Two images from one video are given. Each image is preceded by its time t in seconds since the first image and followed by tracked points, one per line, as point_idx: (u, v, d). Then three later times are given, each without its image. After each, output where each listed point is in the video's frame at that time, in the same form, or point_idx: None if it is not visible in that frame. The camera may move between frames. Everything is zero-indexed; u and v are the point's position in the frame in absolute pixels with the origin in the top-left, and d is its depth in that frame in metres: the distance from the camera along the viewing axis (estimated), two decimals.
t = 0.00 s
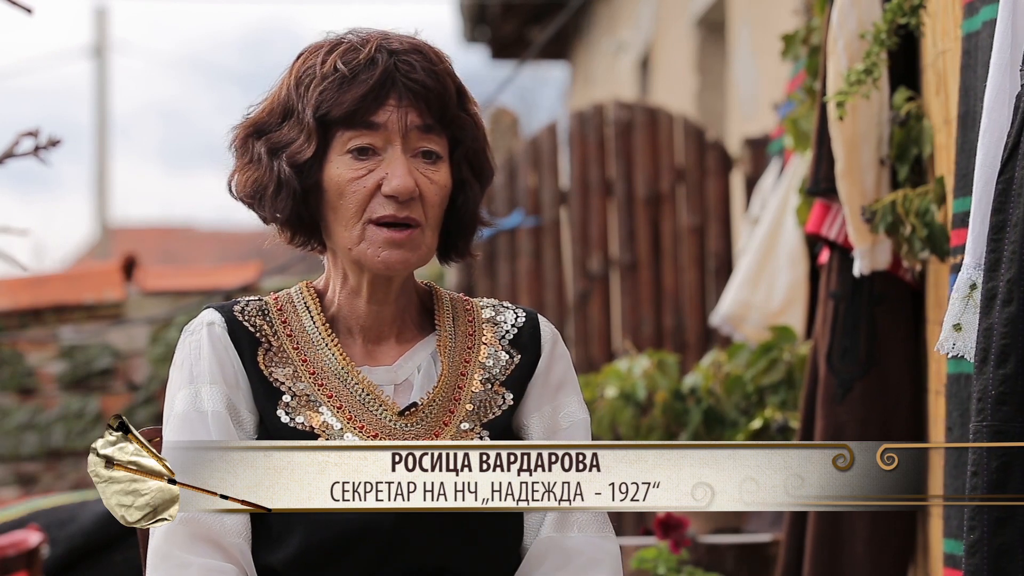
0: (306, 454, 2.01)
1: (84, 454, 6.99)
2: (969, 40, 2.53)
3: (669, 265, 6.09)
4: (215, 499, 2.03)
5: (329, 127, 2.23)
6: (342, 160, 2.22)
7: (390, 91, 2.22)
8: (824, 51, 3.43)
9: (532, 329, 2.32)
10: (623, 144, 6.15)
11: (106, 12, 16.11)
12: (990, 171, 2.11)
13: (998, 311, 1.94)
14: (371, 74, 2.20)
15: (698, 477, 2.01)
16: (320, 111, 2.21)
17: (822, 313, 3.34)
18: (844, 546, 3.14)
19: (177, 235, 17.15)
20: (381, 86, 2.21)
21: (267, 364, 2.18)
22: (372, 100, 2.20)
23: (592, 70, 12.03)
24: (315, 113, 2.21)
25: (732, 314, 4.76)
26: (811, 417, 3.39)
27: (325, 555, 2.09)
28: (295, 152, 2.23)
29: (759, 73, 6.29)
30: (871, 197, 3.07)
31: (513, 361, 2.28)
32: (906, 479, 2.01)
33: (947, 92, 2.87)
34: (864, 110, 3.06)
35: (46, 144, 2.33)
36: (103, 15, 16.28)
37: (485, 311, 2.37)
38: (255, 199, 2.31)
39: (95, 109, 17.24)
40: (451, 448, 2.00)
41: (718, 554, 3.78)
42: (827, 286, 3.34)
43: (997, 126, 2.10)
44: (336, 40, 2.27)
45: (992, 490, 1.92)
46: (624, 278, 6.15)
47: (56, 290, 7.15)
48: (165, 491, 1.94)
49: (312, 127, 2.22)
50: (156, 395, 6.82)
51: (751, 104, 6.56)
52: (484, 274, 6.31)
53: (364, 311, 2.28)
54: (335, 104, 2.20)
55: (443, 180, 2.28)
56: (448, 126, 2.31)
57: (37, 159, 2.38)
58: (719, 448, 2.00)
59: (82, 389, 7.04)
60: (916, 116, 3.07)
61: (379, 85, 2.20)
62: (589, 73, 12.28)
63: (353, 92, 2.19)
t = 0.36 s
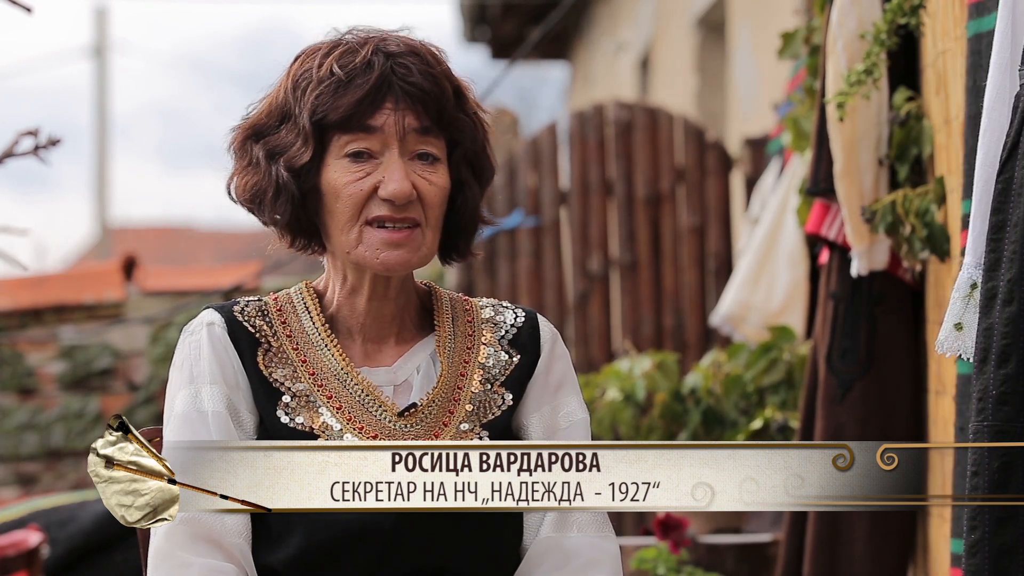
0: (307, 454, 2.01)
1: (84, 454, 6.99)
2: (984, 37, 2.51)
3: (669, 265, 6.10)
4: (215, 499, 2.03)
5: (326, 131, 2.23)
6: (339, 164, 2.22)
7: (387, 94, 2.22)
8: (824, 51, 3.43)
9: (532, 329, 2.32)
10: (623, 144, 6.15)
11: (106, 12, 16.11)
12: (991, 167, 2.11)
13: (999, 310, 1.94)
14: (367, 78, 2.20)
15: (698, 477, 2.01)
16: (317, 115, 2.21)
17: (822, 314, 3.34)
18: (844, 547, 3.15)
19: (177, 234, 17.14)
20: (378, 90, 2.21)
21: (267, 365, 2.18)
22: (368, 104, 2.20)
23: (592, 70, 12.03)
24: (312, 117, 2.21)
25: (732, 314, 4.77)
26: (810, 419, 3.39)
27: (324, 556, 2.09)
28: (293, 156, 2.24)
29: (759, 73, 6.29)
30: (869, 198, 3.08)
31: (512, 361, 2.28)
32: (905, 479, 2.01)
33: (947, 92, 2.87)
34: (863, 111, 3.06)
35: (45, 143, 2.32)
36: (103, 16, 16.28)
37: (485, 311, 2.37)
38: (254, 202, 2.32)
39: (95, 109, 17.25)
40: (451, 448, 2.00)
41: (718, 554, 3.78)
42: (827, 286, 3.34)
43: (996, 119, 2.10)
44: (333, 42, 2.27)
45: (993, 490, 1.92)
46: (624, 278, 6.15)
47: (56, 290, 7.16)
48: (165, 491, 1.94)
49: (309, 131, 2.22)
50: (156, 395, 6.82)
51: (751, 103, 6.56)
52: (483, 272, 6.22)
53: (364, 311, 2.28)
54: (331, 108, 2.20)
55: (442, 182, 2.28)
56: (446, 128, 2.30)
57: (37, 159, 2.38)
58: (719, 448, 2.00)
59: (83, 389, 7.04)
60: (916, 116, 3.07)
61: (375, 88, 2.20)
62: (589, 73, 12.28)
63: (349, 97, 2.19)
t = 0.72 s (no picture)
0: (307, 455, 2.01)
1: (84, 454, 6.99)
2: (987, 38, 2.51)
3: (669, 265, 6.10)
4: (215, 499, 2.03)
5: (327, 137, 2.23)
6: (340, 171, 2.23)
7: (389, 103, 2.22)
8: (824, 51, 3.42)
9: (532, 329, 2.32)
10: (623, 144, 6.15)
11: (106, 12, 16.11)
12: (991, 170, 2.11)
13: (1000, 310, 1.94)
14: (370, 86, 2.20)
15: (698, 477, 2.01)
16: (318, 121, 2.21)
17: (822, 314, 3.33)
18: (844, 546, 3.14)
19: (177, 234, 17.14)
20: (380, 99, 2.21)
21: (268, 365, 2.18)
22: (370, 112, 2.20)
23: (592, 69, 12.03)
24: (314, 124, 2.21)
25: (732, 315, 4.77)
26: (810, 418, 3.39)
27: (324, 556, 2.09)
28: (294, 162, 2.24)
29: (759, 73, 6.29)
30: (870, 198, 3.08)
31: (512, 362, 2.28)
32: (905, 479, 2.01)
33: (947, 93, 2.86)
34: (864, 112, 3.06)
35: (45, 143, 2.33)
36: (103, 16, 16.28)
37: (485, 311, 2.38)
38: (256, 205, 2.32)
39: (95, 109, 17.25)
40: (451, 449, 1.99)
41: (718, 554, 3.77)
42: (827, 286, 3.34)
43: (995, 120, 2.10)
44: (338, 47, 2.26)
45: (995, 490, 1.92)
46: (624, 279, 6.15)
47: (56, 290, 7.16)
48: (165, 491, 1.94)
49: (310, 138, 2.23)
50: (156, 395, 6.82)
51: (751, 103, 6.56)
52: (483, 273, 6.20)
53: (364, 313, 2.28)
54: (332, 116, 2.20)
55: (443, 191, 2.27)
56: (448, 136, 2.30)
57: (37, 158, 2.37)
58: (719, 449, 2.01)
59: (82, 389, 7.04)
60: (916, 116, 3.07)
61: (378, 97, 2.20)
62: (589, 73, 12.28)
63: (351, 105, 2.20)
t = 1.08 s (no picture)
0: (307, 455, 2.01)
1: (84, 454, 6.99)
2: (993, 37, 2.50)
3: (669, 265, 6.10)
4: (216, 499, 2.03)
5: (322, 130, 2.24)
6: (335, 164, 2.23)
7: (383, 94, 2.22)
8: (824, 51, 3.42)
9: (532, 328, 2.33)
10: (623, 144, 6.15)
11: (106, 12, 16.11)
12: (995, 170, 2.11)
13: (1002, 311, 1.94)
14: (364, 78, 2.20)
15: (698, 477, 2.01)
16: (313, 114, 2.21)
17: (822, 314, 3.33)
18: (844, 546, 3.14)
19: (177, 234, 17.14)
20: (374, 90, 2.21)
21: (268, 364, 2.18)
22: (364, 104, 2.20)
23: (592, 70, 12.03)
24: (308, 117, 2.22)
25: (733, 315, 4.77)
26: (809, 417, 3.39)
27: (323, 556, 2.09)
28: (290, 156, 2.25)
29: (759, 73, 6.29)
30: (869, 198, 3.07)
31: (512, 361, 2.28)
32: (906, 479, 2.01)
33: (947, 93, 2.87)
34: (865, 114, 3.06)
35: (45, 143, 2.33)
36: (103, 16, 16.28)
37: (485, 310, 2.38)
38: (253, 202, 2.33)
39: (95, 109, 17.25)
40: (451, 449, 2.00)
41: (718, 554, 3.77)
42: (827, 286, 3.34)
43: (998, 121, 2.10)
44: (332, 41, 2.27)
45: (1000, 490, 1.93)
46: (624, 279, 6.15)
47: (56, 290, 7.15)
48: (165, 491, 1.94)
49: (305, 131, 2.23)
50: (156, 395, 6.82)
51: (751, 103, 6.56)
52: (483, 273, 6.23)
53: (364, 312, 2.28)
54: (326, 108, 2.21)
55: (438, 184, 2.27)
56: (444, 129, 2.30)
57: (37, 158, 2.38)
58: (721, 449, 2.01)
59: (82, 389, 7.04)
60: (916, 116, 3.07)
61: (371, 88, 2.20)
62: (589, 73, 12.28)
63: (344, 97, 2.20)
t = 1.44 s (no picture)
0: (306, 453, 2.01)
1: (84, 454, 6.99)
2: (979, 27, 2.46)
3: (669, 266, 6.09)
4: (216, 499, 2.03)
5: (318, 126, 2.24)
6: (331, 158, 2.23)
7: (378, 88, 2.22)
8: (824, 51, 3.43)
9: (531, 321, 2.32)
10: (623, 144, 6.15)
11: (106, 12, 16.12)
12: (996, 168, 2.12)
13: (1002, 311, 1.95)
14: (359, 71, 2.21)
15: (698, 477, 2.02)
16: (309, 109, 2.22)
17: (824, 314, 3.32)
18: (845, 545, 3.13)
19: (177, 234, 17.13)
20: (369, 83, 2.21)
21: (267, 359, 2.18)
22: (360, 97, 2.21)
23: (592, 70, 12.03)
24: (304, 111, 2.22)
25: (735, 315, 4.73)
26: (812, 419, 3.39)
27: (323, 552, 2.09)
28: (287, 152, 2.25)
29: (759, 73, 6.29)
30: (869, 199, 3.06)
31: (512, 354, 2.28)
32: (905, 479, 2.02)
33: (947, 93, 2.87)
34: (865, 109, 3.05)
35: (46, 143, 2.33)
36: (104, 16, 16.29)
37: (485, 303, 2.38)
38: (251, 200, 2.33)
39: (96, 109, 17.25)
40: (451, 448, 1.99)
41: (718, 554, 3.77)
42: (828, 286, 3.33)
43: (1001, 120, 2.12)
44: (327, 38, 2.28)
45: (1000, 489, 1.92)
46: (624, 279, 6.15)
47: (57, 290, 7.15)
48: (165, 491, 1.94)
49: (301, 126, 2.23)
50: (156, 395, 6.82)
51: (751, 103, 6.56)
52: (484, 274, 6.28)
53: (363, 307, 2.28)
54: (322, 103, 2.21)
55: (435, 177, 2.27)
56: (440, 123, 2.30)
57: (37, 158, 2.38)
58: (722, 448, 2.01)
59: (82, 389, 7.04)
60: (916, 116, 3.08)
61: (366, 81, 2.21)
62: (589, 73, 12.28)
63: (340, 91, 2.20)
